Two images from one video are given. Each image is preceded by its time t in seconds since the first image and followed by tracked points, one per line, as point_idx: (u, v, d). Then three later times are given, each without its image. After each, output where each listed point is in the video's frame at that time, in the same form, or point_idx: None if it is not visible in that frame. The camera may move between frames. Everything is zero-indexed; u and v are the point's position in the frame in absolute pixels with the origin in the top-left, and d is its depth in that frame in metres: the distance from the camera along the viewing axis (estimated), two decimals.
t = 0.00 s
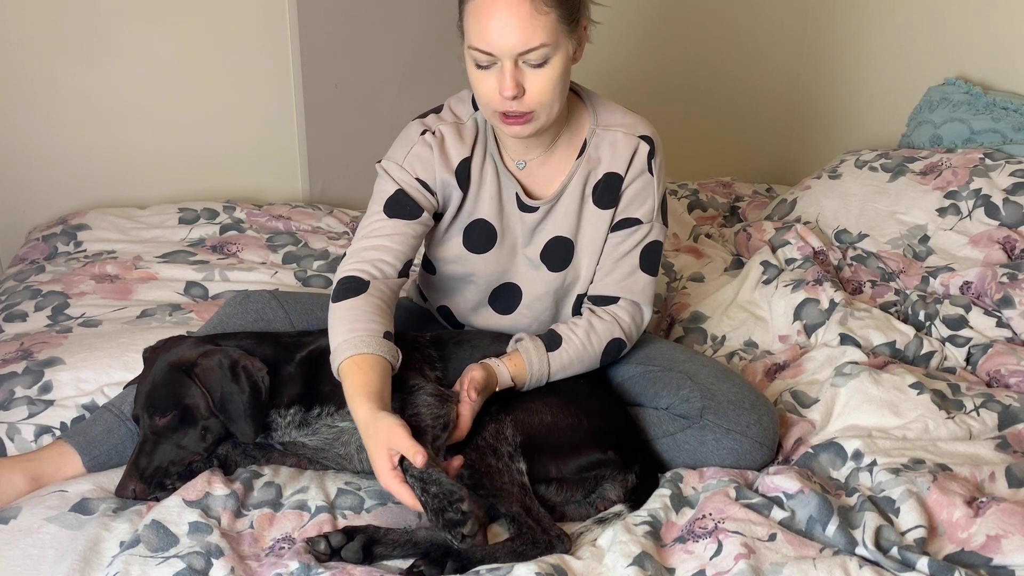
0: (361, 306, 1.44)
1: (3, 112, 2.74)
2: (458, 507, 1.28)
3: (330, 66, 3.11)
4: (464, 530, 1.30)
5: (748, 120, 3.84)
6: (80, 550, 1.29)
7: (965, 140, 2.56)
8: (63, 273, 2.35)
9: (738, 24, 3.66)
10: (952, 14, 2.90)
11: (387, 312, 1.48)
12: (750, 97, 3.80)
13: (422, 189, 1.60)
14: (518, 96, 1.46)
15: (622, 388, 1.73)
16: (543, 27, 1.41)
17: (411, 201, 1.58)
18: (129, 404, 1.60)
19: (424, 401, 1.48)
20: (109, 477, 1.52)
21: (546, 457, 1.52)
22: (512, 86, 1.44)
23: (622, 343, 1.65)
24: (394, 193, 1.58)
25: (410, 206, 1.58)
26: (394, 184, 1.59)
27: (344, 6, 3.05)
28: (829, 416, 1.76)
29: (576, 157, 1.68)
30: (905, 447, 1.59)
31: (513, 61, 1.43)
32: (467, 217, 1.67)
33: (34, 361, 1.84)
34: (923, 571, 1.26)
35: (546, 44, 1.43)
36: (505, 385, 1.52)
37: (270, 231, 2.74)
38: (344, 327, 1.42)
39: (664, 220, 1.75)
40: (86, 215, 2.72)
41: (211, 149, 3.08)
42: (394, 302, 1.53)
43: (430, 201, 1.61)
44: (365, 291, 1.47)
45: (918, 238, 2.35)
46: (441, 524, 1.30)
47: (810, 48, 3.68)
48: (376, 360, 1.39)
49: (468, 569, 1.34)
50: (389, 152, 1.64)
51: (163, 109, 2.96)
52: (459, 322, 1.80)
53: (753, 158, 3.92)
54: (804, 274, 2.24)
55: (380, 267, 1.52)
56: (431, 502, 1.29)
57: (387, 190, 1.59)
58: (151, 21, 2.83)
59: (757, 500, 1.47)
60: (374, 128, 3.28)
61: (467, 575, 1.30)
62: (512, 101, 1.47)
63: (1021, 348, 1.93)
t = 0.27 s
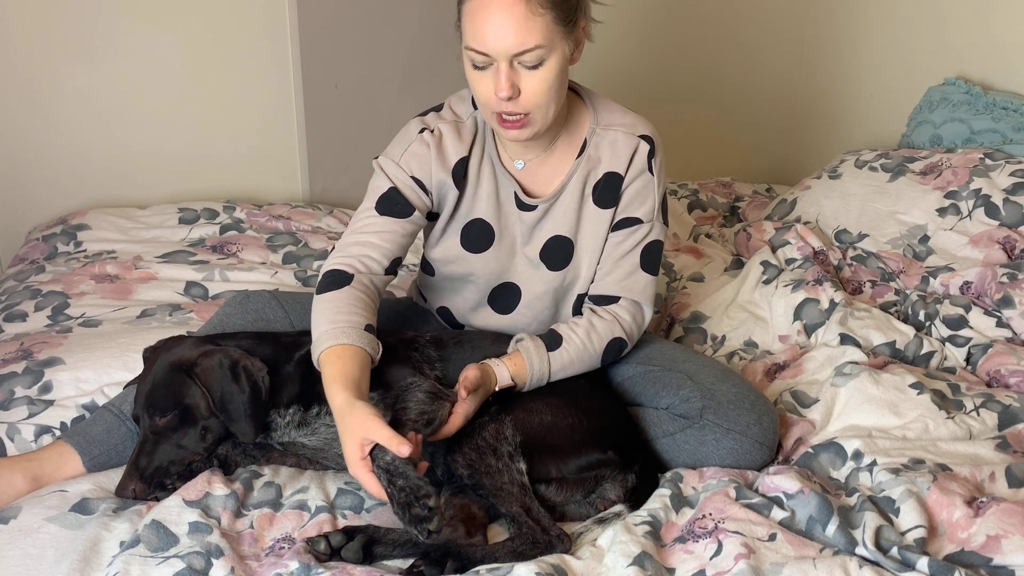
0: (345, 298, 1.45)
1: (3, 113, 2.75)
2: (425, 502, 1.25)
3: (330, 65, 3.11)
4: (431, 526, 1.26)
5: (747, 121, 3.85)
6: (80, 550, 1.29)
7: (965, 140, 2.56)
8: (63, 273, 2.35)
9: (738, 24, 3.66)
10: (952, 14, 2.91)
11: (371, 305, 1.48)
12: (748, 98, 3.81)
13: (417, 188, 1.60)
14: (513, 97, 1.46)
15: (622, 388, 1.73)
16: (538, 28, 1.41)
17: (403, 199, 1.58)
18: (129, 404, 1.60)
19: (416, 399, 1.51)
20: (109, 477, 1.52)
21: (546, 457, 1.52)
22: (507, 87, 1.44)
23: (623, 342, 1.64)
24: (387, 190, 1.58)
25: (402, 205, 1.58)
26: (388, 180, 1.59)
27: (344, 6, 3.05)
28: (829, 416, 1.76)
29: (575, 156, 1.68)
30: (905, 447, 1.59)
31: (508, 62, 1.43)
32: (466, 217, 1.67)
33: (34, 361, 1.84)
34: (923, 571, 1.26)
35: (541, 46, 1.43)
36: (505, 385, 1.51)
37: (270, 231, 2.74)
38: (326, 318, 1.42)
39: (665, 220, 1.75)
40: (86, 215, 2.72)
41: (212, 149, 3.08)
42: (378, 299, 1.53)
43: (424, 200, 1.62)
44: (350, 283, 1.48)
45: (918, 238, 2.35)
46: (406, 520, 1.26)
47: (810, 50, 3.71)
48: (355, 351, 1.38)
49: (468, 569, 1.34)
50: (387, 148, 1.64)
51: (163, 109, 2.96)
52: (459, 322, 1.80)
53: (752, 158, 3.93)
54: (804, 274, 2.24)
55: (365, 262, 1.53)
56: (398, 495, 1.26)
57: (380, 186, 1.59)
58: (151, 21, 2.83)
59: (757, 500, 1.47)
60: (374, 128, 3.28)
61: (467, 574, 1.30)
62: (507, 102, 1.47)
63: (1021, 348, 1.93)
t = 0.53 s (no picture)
0: (330, 290, 1.50)
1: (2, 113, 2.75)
2: (376, 494, 1.29)
3: (330, 65, 3.11)
4: (381, 519, 1.29)
5: (746, 120, 3.85)
6: (80, 550, 1.29)
7: (965, 140, 2.56)
8: (63, 273, 2.35)
9: (737, 24, 3.66)
10: (952, 14, 2.90)
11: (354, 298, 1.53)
12: (747, 98, 3.81)
13: (410, 187, 1.62)
14: (502, 100, 1.46)
15: (622, 388, 1.73)
16: (525, 31, 1.41)
17: (395, 200, 1.61)
18: (129, 404, 1.60)
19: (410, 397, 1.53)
20: (109, 477, 1.52)
21: (546, 457, 1.52)
22: (495, 90, 1.44)
23: (624, 343, 1.64)
24: (379, 189, 1.60)
25: (392, 205, 1.60)
26: (380, 180, 1.62)
27: (344, 6, 3.05)
28: (829, 416, 1.76)
29: (575, 157, 1.68)
30: (905, 447, 1.59)
31: (497, 65, 1.43)
32: (464, 215, 1.68)
33: (34, 361, 1.84)
34: (923, 571, 1.26)
35: (529, 49, 1.43)
36: (504, 386, 1.51)
37: (270, 231, 2.74)
38: (310, 309, 1.46)
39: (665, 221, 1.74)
40: (86, 215, 2.72)
41: (212, 149, 3.08)
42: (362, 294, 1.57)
43: (417, 200, 1.64)
44: (334, 275, 1.52)
45: (918, 238, 2.35)
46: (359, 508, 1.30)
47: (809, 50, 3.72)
48: (340, 341, 1.43)
49: (468, 570, 1.34)
50: (384, 147, 1.66)
51: (163, 109, 2.96)
52: (458, 322, 1.80)
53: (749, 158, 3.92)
54: (804, 274, 2.24)
55: (350, 258, 1.57)
56: (353, 484, 1.31)
57: (373, 185, 1.62)
58: (151, 21, 2.83)
59: (757, 500, 1.47)
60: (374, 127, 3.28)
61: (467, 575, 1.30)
62: (496, 105, 1.47)
63: (1021, 348, 1.93)
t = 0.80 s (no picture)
0: (315, 282, 1.56)
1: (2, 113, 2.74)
2: (320, 483, 1.27)
3: (330, 65, 3.11)
4: (323, 508, 1.27)
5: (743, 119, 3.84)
6: (80, 550, 1.29)
7: (965, 140, 2.56)
8: (63, 273, 2.35)
9: (730, 23, 3.69)
10: (952, 14, 2.90)
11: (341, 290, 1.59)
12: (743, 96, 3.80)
13: (403, 186, 1.67)
14: (484, 98, 1.47)
15: (622, 387, 1.73)
16: (506, 29, 1.41)
17: (386, 199, 1.66)
18: (129, 404, 1.60)
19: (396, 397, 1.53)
20: (109, 477, 1.52)
21: (546, 457, 1.52)
22: (477, 88, 1.45)
23: (623, 341, 1.63)
24: (371, 187, 1.66)
25: (384, 203, 1.66)
26: (373, 179, 1.67)
27: (343, 6, 3.05)
28: (829, 416, 1.76)
29: (571, 154, 1.69)
30: (905, 447, 1.59)
31: (479, 63, 1.44)
32: (461, 212, 1.70)
33: (34, 361, 1.84)
34: (923, 571, 1.26)
35: (510, 47, 1.43)
36: (502, 387, 1.50)
37: (270, 231, 2.74)
38: (296, 300, 1.53)
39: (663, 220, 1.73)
40: (86, 215, 2.72)
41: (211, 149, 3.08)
42: (351, 289, 1.63)
43: (409, 198, 1.69)
44: (322, 268, 1.59)
45: (918, 238, 2.35)
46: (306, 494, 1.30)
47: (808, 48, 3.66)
48: (323, 331, 1.49)
49: (468, 570, 1.34)
50: (381, 145, 1.70)
51: (163, 109, 2.96)
52: (458, 323, 1.80)
53: (747, 158, 3.90)
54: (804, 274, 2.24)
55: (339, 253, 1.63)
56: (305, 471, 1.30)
57: (365, 183, 1.67)
58: (150, 21, 2.83)
59: (757, 500, 1.46)
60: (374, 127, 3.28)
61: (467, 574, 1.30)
62: (479, 103, 1.48)
63: (1021, 348, 1.93)
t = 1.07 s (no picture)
0: (302, 278, 1.60)
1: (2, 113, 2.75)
2: (279, 478, 1.39)
3: (330, 65, 3.11)
4: (278, 499, 1.40)
5: (742, 120, 3.84)
6: (80, 550, 1.29)
7: (965, 140, 2.56)
8: (63, 273, 2.35)
9: (732, 25, 3.65)
10: (952, 14, 2.91)
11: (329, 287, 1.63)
12: (740, 97, 3.80)
13: (395, 185, 1.69)
14: (471, 94, 1.47)
15: (621, 387, 1.73)
16: (491, 26, 1.41)
17: (377, 197, 1.69)
18: (129, 404, 1.60)
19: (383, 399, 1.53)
20: (108, 477, 1.52)
21: (546, 457, 1.52)
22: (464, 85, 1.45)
23: (615, 340, 1.60)
24: (363, 186, 1.69)
25: (374, 202, 1.69)
26: (366, 177, 1.70)
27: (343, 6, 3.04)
28: (829, 416, 1.76)
29: (562, 150, 1.68)
30: (905, 447, 1.59)
31: (465, 60, 1.44)
32: (454, 211, 1.71)
33: (34, 361, 1.84)
34: (923, 571, 1.26)
35: (495, 44, 1.43)
36: (492, 389, 1.49)
37: (270, 231, 2.74)
38: (285, 294, 1.57)
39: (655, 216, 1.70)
40: (86, 215, 2.72)
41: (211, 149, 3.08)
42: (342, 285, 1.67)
43: (400, 198, 1.71)
44: (311, 265, 1.63)
45: (918, 238, 2.35)
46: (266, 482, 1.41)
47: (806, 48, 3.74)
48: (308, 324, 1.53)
49: (467, 569, 1.34)
50: (374, 145, 1.73)
51: (163, 109, 2.96)
52: (456, 323, 1.81)
53: (743, 159, 3.92)
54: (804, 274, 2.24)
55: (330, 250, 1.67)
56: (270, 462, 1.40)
57: (357, 181, 1.70)
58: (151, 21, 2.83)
59: (757, 500, 1.46)
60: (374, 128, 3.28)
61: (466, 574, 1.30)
62: (466, 100, 1.48)
63: (1021, 349, 1.93)
